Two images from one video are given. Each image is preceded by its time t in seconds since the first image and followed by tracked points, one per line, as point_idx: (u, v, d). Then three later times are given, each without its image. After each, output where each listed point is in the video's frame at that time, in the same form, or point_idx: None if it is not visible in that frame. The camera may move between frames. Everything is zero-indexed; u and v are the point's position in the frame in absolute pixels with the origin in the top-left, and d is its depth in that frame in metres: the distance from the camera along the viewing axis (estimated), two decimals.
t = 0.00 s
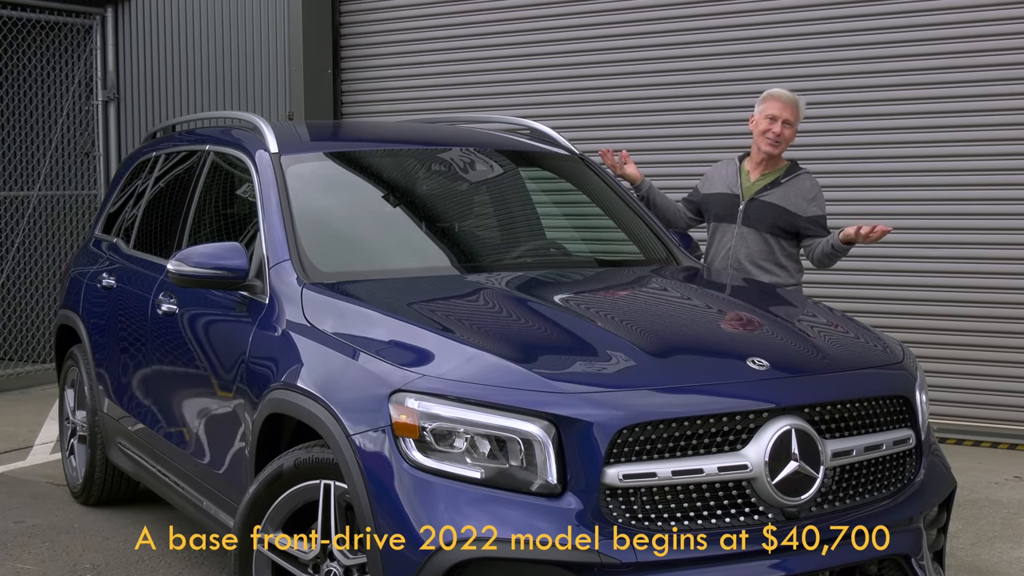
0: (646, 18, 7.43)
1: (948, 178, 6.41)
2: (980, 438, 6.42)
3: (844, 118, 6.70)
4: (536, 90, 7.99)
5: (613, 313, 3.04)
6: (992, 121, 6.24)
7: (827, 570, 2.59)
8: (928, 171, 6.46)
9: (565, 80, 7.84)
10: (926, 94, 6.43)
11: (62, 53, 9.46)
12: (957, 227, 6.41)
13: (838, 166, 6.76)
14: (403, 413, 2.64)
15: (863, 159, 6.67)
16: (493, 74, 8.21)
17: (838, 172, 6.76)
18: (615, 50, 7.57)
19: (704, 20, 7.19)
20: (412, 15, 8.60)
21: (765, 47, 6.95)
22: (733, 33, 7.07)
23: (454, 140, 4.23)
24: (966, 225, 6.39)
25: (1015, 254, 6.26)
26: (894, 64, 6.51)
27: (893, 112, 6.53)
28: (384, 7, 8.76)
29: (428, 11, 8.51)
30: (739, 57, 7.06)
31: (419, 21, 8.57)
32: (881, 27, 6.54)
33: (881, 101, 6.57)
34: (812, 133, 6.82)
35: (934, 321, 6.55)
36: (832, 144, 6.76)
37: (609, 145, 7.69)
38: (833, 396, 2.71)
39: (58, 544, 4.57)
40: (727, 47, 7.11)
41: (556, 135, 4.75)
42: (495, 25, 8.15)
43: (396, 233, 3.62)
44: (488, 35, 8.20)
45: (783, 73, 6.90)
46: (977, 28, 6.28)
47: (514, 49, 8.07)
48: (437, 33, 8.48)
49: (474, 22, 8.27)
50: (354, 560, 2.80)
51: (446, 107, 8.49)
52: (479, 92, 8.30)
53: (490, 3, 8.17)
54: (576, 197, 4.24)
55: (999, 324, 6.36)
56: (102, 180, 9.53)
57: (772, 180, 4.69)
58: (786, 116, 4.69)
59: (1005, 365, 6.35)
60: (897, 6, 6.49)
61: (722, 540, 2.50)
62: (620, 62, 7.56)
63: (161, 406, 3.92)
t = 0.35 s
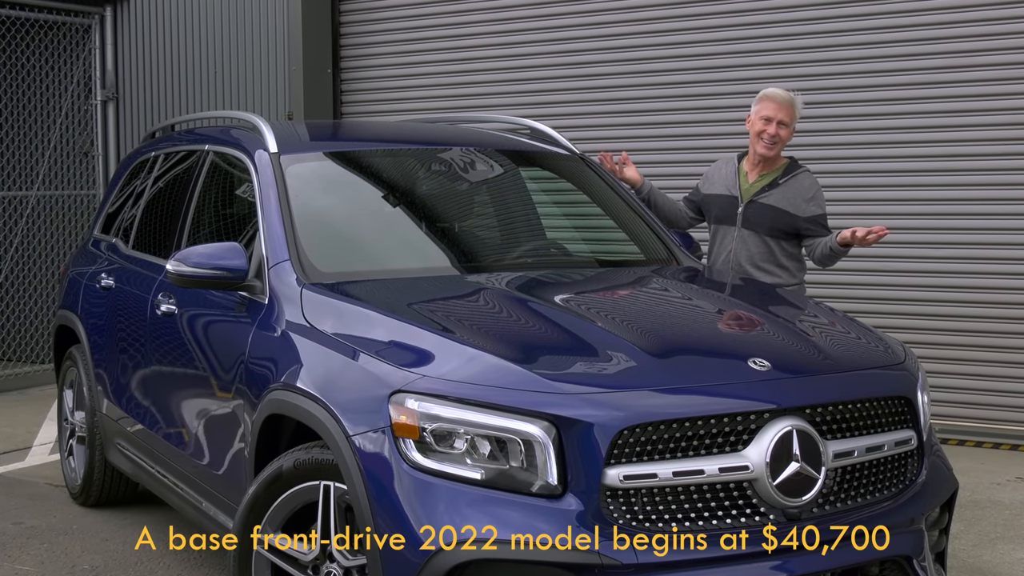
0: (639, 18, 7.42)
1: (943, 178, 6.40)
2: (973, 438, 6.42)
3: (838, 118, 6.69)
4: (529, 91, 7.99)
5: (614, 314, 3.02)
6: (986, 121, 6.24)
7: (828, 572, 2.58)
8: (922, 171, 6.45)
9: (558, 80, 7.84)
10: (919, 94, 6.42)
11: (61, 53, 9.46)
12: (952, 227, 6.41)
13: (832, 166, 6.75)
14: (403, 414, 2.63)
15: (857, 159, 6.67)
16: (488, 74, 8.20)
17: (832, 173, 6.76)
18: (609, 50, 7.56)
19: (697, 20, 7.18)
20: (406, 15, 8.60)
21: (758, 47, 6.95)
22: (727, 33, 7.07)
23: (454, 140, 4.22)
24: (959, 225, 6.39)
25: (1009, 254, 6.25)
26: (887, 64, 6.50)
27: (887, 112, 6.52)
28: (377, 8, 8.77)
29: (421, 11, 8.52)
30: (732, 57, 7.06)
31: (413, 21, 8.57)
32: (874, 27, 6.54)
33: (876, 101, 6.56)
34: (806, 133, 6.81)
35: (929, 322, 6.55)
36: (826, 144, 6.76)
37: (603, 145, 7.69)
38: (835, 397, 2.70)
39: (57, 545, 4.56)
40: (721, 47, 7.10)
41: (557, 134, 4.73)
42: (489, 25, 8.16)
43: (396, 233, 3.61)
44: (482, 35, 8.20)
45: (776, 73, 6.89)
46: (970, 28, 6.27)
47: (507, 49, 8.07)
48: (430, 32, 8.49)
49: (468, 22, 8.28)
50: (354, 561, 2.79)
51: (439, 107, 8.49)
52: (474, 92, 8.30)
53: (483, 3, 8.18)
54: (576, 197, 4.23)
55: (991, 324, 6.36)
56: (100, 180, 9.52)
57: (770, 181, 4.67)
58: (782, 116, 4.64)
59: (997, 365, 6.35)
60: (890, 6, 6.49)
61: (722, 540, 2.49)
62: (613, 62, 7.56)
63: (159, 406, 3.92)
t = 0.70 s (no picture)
0: (633, 18, 7.43)
1: (938, 178, 6.39)
2: (966, 438, 6.41)
3: (832, 119, 6.69)
4: (523, 91, 8.00)
5: (615, 314, 3.01)
6: (981, 121, 6.23)
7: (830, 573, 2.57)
8: (918, 171, 6.44)
9: (551, 80, 7.85)
10: (914, 94, 6.41)
11: (60, 52, 9.44)
12: (946, 227, 6.40)
13: (828, 166, 6.75)
14: (403, 415, 2.62)
15: (852, 160, 6.66)
16: (483, 73, 8.21)
17: (827, 173, 6.75)
18: (602, 50, 7.57)
19: (690, 20, 7.18)
20: (400, 15, 8.61)
21: (752, 47, 6.95)
22: (721, 34, 7.07)
23: (454, 140, 4.21)
24: (955, 225, 6.38)
25: (1004, 254, 6.25)
26: (881, 64, 6.50)
27: (883, 112, 6.52)
28: (371, 7, 8.80)
29: (415, 11, 8.53)
30: (726, 57, 7.06)
31: (406, 20, 8.59)
32: (868, 27, 6.54)
33: (871, 101, 6.55)
34: (801, 133, 6.81)
35: (923, 323, 6.55)
36: (820, 144, 6.76)
37: (597, 145, 7.69)
38: (836, 397, 2.69)
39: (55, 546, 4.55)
40: (714, 47, 7.10)
41: (557, 134, 4.72)
42: (483, 25, 8.16)
43: (396, 233, 3.60)
44: (476, 35, 8.20)
45: (770, 73, 6.89)
46: (964, 28, 6.27)
47: (501, 49, 8.08)
48: (424, 32, 8.50)
49: (462, 21, 8.28)
50: (354, 562, 2.77)
51: (433, 107, 8.50)
52: (469, 93, 8.31)
53: (477, 3, 8.19)
54: (577, 197, 4.22)
55: (984, 324, 6.36)
56: (99, 180, 9.51)
57: (769, 180, 4.66)
58: (777, 116, 4.63)
59: (990, 365, 6.35)
60: (884, 6, 6.49)
61: (723, 541, 2.48)
62: (606, 63, 7.56)
63: (157, 407, 3.91)
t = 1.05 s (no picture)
0: (625, 18, 7.42)
1: (933, 179, 6.38)
2: (965, 439, 6.40)
3: (826, 118, 6.68)
4: (517, 91, 8.00)
5: (615, 315, 3.00)
6: (976, 121, 6.22)
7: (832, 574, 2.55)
8: (914, 171, 6.43)
9: (545, 81, 7.85)
10: (908, 94, 6.40)
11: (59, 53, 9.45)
12: (942, 227, 6.39)
13: (822, 166, 6.74)
14: (403, 416, 2.61)
15: (846, 160, 6.65)
16: (476, 73, 8.21)
17: (821, 173, 6.75)
18: (595, 50, 7.56)
19: (684, 20, 7.18)
20: (394, 14, 8.63)
21: (746, 47, 6.94)
22: (714, 33, 7.06)
23: (453, 140, 4.19)
24: (950, 225, 6.37)
25: (999, 254, 6.24)
26: (875, 64, 6.49)
27: (877, 112, 6.51)
28: (365, 7, 8.82)
29: (408, 10, 8.55)
30: (719, 57, 7.05)
31: (400, 20, 8.60)
32: (861, 27, 6.53)
33: (865, 101, 6.55)
34: (795, 133, 6.81)
35: (920, 323, 6.54)
36: (814, 145, 6.75)
37: (591, 146, 7.68)
38: (838, 398, 2.68)
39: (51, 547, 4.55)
40: (708, 46, 7.09)
41: (557, 134, 4.71)
42: (476, 24, 8.16)
43: (397, 233, 3.59)
44: (470, 34, 8.21)
45: (764, 73, 6.88)
46: (958, 28, 6.25)
47: (494, 49, 8.08)
48: (418, 32, 8.51)
49: (455, 21, 8.29)
50: (353, 563, 2.76)
51: (427, 107, 8.49)
52: (462, 92, 8.31)
53: (470, 3, 8.19)
54: (577, 197, 4.21)
55: (977, 324, 6.36)
56: (98, 180, 9.52)
57: (768, 179, 4.65)
58: (770, 112, 4.66)
59: (982, 365, 6.35)
60: (878, 6, 6.48)
61: (724, 542, 2.46)
62: (599, 62, 7.56)
63: (157, 407, 3.90)
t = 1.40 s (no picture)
0: (618, 18, 7.41)
1: (928, 179, 6.36)
2: (970, 440, 6.37)
3: (820, 118, 6.67)
4: (511, 91, 7.99)
5: (615, 315, 2.99)
6: (970, 121, 6.21)
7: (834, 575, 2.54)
8: (909, 171, 6.42)
9: (539, 81, 7.84)
10: (902, 94, 6.38)
11: (57, 52, 9.45)
12: (936, 227, 6.38)
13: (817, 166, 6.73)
14: (403, 417, 2.60)
15: (842, 160, 6.64)
16: (469, 73, 8.22)
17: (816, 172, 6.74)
18: (588, 50, 7.56)
19: (677, 20, 7.17)
20: (388, 13, 8.64)
21: (739, 47, 6.94)
22: (707, 33, 7.05)
23: (453, 139, 4.18)
24: (945, 225, 6.36)
25: (994, 254, 6.23)
26: (869, 64, 6.48)
27: (871, 112, 6.50)
28: (359, 7, 8.82)
29: (402, 10, 8.55)
30: (713, 57, 7.04)
31: (393, 20, 8.62)
32: (854, 27, 6.52)
33: (859, 101, 6.54)
34: (789, 133, 6.80)
35: (917, 324, 6.52)
36: (807, 145, 6.74)
37: (586, 146, 7.67)
38: (838, 399, 2.66)
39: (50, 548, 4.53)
40: (701, 46, 7.08)
41: (557, 133, 4.70)
42: (469, 24, 8.17)
43: (397, 234, 3.58)
44: (464, 33, 8.21)
45: (757, 73, 6.88)
46: (951, 28, 6.24)
47: (487, 49, 8.08)
48: (411, 32, 8.51)
49: (448, 21, 8.29)
50: (352, 565, 2.75)
51: (423, 107, 8.49)
52: (457, 92, 8.31)
53: (463, 3, 8.20)
54: (577, 197, 4.20)
55: (968, 324, 6.36)
56: (96, 180, 9.52)
57: (769, 176, 4.65)
58: (753, 108, 4.66)
59: (974, 365, 6.35)
60: (871, 6, 6.47)
61: (725, 543, 2.45)
62: (593, 62, 7.55)
63: (156, 408, 3.89)
